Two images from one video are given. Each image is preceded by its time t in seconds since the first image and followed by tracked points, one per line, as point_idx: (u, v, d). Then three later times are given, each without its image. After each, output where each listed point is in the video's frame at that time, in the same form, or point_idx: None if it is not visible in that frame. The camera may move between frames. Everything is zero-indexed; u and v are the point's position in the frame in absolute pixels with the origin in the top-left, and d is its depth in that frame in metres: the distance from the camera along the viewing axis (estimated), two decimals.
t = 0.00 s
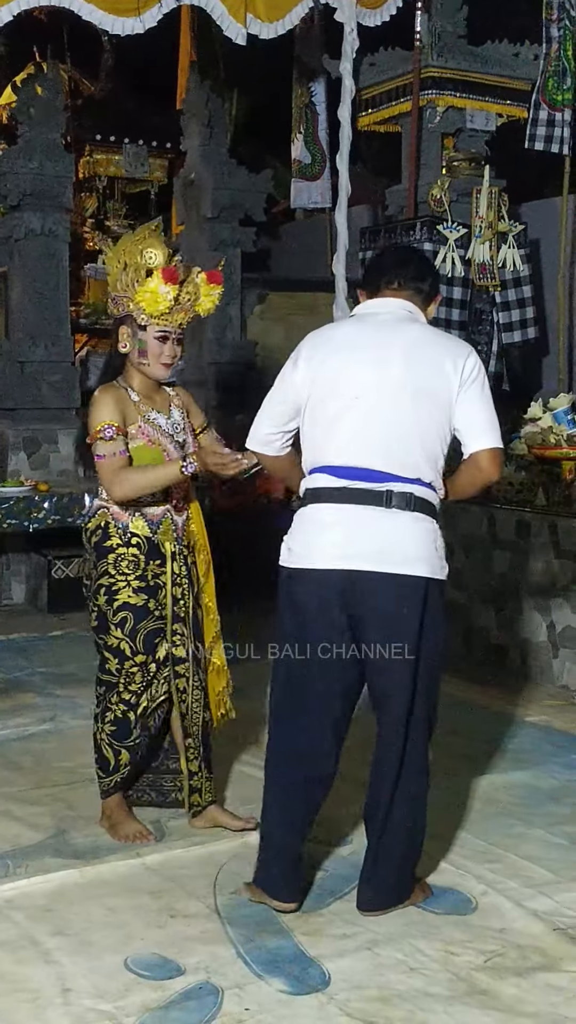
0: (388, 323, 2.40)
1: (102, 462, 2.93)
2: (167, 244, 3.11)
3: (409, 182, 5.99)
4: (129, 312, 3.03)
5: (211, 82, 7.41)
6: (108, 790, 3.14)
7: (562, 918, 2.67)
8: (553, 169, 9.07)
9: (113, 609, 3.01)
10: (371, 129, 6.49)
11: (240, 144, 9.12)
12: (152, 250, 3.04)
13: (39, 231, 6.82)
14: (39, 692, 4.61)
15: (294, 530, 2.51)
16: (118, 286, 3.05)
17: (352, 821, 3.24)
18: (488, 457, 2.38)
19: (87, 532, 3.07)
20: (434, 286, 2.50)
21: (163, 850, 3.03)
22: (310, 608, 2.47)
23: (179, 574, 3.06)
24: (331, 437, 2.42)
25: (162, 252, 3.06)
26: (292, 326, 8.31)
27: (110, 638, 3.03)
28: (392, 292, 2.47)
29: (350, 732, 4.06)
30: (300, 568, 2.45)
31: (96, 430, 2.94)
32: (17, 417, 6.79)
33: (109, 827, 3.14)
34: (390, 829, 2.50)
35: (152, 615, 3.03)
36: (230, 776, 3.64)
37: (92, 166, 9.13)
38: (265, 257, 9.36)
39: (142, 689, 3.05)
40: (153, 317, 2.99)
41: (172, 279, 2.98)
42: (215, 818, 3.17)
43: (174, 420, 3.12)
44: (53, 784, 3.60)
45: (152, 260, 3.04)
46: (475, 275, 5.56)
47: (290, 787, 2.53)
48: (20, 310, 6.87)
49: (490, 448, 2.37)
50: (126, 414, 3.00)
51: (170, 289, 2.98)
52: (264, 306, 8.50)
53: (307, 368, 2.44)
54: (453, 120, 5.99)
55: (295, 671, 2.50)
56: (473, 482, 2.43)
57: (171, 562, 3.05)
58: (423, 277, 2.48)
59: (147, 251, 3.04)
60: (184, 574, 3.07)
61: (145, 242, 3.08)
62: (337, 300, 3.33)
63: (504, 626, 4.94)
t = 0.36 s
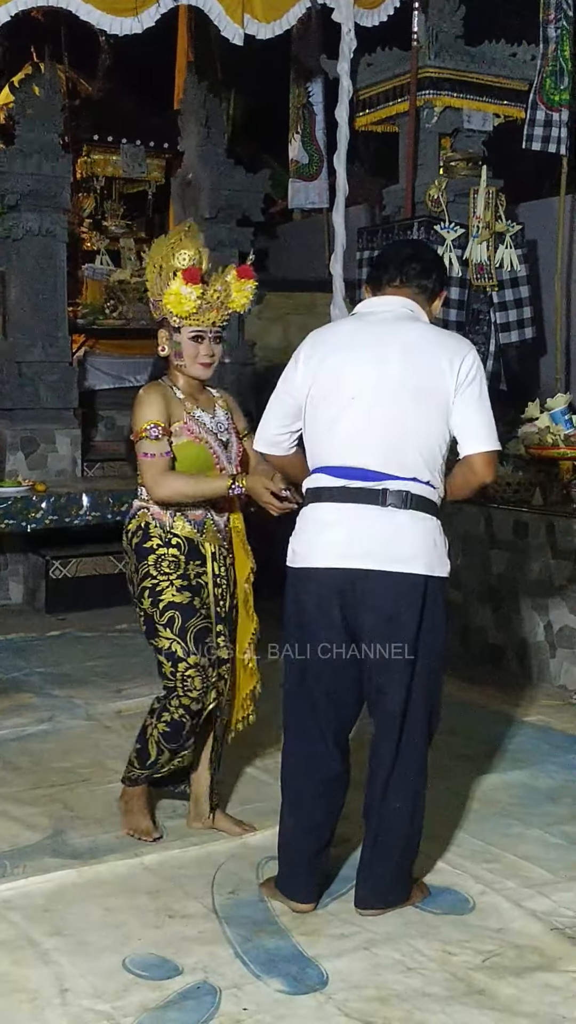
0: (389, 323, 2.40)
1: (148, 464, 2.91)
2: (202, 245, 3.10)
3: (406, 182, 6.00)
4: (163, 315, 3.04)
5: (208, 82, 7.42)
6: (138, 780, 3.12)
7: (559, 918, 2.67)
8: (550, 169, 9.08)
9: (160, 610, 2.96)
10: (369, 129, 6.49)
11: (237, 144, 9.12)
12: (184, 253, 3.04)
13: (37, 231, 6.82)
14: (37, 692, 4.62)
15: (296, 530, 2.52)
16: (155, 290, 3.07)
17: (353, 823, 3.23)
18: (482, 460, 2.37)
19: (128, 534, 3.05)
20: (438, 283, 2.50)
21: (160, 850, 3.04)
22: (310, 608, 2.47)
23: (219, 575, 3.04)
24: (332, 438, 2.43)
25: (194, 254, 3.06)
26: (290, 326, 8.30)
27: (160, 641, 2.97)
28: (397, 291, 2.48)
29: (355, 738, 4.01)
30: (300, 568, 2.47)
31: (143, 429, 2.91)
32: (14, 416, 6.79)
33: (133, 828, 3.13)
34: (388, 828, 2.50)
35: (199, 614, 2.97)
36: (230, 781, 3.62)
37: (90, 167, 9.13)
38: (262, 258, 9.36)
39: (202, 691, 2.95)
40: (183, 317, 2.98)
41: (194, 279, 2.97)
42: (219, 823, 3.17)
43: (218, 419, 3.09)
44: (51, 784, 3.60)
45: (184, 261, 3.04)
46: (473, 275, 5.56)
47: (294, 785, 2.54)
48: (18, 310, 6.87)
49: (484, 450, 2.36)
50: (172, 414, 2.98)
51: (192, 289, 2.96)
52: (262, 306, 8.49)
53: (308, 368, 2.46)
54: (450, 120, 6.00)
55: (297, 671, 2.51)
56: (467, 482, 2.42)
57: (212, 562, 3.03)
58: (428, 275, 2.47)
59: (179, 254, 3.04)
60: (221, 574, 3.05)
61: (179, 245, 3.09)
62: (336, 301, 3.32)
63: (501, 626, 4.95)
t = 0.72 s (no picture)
0: (384, 323, 2.39)
1: (159, 461, 2.91)
2: (235, 246, 3.10)
3: (405, 182, 5.99)
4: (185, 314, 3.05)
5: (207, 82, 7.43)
6: (198, 801, 3.05)
7: (558, 918, 2.67)
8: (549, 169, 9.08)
9: (174, 607, 2.95)
10: (367, 129, 6.49)
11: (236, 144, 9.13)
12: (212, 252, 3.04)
13: (35, 231, 6.81)
14: (36, 693, 4.62)
15: (296, 531, 2.52)
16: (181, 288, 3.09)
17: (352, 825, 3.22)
18: (475, 459, 2.40)
19: (146, 529, 3.04)
20: (426, 279, 2.51)
21: (159, 850, 3.03)
22: (312, 608, 2.47)
23: (234, 574, 3.01)
24: (330, 438, 2.43)
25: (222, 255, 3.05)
26: (289, 325, 8.29)
27: (174, 639, 2.97)
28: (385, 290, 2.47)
29: (355, 743, 3.97)
30: (299, 568, 2.47)
31: (156, 427, 2.92)
32: (12, 417, 6.78)
33: (213, 841, 3.05)
34: (387, 828, 2.50)
35: (213, 612, 2.96)
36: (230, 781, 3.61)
37: (88, 167, 9.14)
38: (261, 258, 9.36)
39: (218, 691, 2.97)
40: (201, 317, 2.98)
41: (209, 281, 2.96)
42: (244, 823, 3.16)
43: (237, 419, 3.05)
44: (49, 784, 3.60)
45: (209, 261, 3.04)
46: (472, 275, 5.54)
47: (294, 786, 2.54)
48: (17, 309, 6.87)
49: (477, 449, 2.39)
50: (188, 413, 2.97)
51: (207, 290, 2.95)
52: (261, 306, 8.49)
53: (304, 368, 2.45)
54: (448, 120, 6.01)
55: (299, 672, 2.51)
56: (459, 484, 2.44)
57: (228, 561, 3.00)
58: (416, 273, 2.48)
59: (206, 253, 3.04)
60: (237, 572, 3.02)
61: (211, 245, 3.09)
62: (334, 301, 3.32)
63: (500, 626, 4.95)
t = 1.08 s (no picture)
0: (381, 323, 2.38)
1: (176, 463, 2.89)
2: (253, 244, 3.08)
3: (405, 182, 5.99)
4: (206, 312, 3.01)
5: (206, 82, 7.43)
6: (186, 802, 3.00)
7: (557, 918, 2.67)
8: (549, 168, 9.07)
9: (177, 608, 2.95)
10: (367, 129, 6.49)
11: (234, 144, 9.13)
12: (232, 250, 3.02)
13: (34, 231, 6.81)
14: (35, 692, 4.62)
15: (294, 531, 2.51)
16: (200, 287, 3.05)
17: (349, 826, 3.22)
18: (464, 463, 2.43)
19: (156, 527, 3.04)
20: (420, 279, 2.50)
21: (158, 850, 3.03)
22: (311, 607, 2.47)
23: (242, 575, 3.01)
24: (328, 438, 2.42)
25: (243, 252, 3.03)
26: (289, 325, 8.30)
27: (175, 638, 2.97)
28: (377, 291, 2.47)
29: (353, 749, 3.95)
30: (299, 567, 2.47)
31: (173, 428, 2.89)
32: (11, 417, 6.78)
33: (212, 841, 3.06)
34: (387, 828, 2.50)
35: (216, 615, 2.96)
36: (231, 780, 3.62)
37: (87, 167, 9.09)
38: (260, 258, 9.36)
39: (213, 694, 2.97)
40: (225, 316, 2.95)
41: (236, 278, 2.93)
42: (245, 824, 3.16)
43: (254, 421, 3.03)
44: (48, 784, 3.60)
45: (231, 259, 3.02)
46: (471, 275, 5.53)
47: (293, 784, 2.54)
48: (16, 310, 6.86)
49: (468, 454, 2.42)
50: (204, 414, 2.95)
51: (234, 289, 2.92)
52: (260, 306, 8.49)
53: (300, 367, 2.43)
54: (448, 120, 6.01)
55: (298, 671, 2.51)
56: (448, 489, 2.49)
57: (236, 563, 3.00)
58: (409, 273, 2.48)
59: (226, 251, 3.02)
60: (245, 575, 3.02)
61: (229, 242, 3.05)
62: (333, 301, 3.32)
63: (499, 626, 4.95)
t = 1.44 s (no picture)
0: (385, 323, 2.39)
1: (185, 461, 2.89)
2: (264, 244, 3.07)
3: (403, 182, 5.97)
4: (214, 311, 3.01)
5: (205, 83, 7.43)
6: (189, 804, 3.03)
7: (556, 918, 2.67)
8: (548, 167, 9.08)
9: (182, 608, 2.96)
10: (366, 129, 6.49)
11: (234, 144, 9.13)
12: (243, 250, 3.02)
13: (34, 231, 6.82)
14: (34, 692, 4.62)
15: (295, 531, 2.51)
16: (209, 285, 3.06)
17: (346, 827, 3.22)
18: (483, 458, 2.42)
19: (159, 527, 3.04)
20: (420, 279, 2.51)
21: (158, 850, 3.04)
22: (311, 608, 2.47)
23: (247, 575, 3.01)
24: (332, 438, 2.41)
25: (254, 253, 3.03)
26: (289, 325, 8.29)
27: (179, 639, 2.98)
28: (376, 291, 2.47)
29: (352, 751, 3.94)
30: (300, 568, 2.46)
31: (182, 427, 2.89)
32: (11, 417, 6.78)
33: (213, 841, 3.07)
34: (390, 828, 2.50)
35: (220, 615, 2.96)
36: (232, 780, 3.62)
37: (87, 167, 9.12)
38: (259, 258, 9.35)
39: (217, 694, 2.97)
40: (233, 316, 2.94)
41: (247, 280, 2.91)
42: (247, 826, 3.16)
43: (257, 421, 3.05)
44: (47, 784, 3.60)
45: (241, 259, 3.02)
46: (470, 275, 5.54)
47: (293, 783, 2.54)
48: (15, 309, 6.87)
49: (486, 449, 2.42)
50: (211, 413, 2.96)
51: (244, 289, 2.90)
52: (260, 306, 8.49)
53: (304, 368, 2.42)
54: (447, 120, 6.01)
55: (298, 671, 2.51)
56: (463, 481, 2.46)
57: (241, 562, 2.99)
58: (409, 274, 2.48)
59: (237, 251, 3.02)
60: (250, 575, 3.02)
61: (241, 241, 3.06)
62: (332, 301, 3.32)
63: (498, 626, 4.95)
